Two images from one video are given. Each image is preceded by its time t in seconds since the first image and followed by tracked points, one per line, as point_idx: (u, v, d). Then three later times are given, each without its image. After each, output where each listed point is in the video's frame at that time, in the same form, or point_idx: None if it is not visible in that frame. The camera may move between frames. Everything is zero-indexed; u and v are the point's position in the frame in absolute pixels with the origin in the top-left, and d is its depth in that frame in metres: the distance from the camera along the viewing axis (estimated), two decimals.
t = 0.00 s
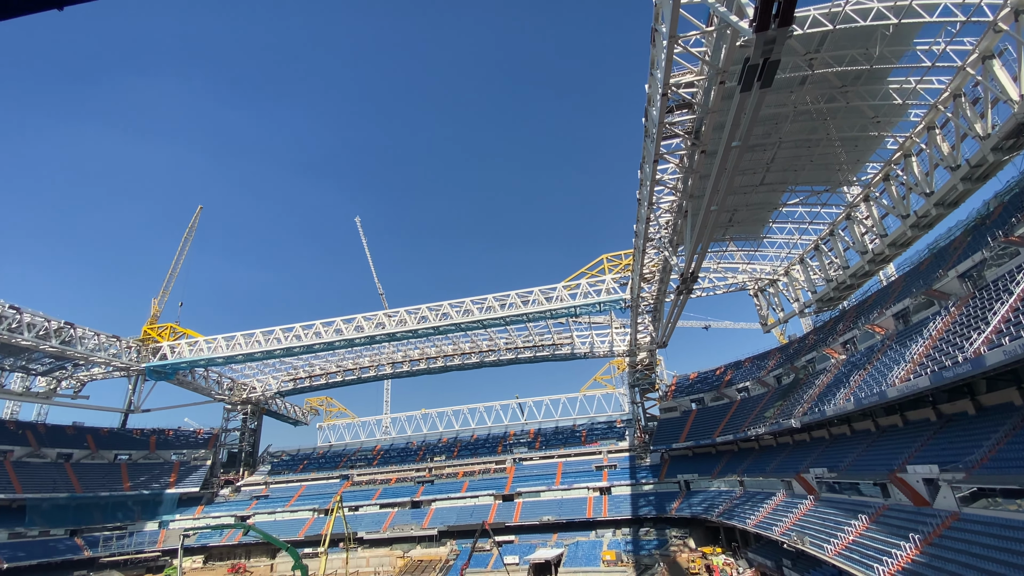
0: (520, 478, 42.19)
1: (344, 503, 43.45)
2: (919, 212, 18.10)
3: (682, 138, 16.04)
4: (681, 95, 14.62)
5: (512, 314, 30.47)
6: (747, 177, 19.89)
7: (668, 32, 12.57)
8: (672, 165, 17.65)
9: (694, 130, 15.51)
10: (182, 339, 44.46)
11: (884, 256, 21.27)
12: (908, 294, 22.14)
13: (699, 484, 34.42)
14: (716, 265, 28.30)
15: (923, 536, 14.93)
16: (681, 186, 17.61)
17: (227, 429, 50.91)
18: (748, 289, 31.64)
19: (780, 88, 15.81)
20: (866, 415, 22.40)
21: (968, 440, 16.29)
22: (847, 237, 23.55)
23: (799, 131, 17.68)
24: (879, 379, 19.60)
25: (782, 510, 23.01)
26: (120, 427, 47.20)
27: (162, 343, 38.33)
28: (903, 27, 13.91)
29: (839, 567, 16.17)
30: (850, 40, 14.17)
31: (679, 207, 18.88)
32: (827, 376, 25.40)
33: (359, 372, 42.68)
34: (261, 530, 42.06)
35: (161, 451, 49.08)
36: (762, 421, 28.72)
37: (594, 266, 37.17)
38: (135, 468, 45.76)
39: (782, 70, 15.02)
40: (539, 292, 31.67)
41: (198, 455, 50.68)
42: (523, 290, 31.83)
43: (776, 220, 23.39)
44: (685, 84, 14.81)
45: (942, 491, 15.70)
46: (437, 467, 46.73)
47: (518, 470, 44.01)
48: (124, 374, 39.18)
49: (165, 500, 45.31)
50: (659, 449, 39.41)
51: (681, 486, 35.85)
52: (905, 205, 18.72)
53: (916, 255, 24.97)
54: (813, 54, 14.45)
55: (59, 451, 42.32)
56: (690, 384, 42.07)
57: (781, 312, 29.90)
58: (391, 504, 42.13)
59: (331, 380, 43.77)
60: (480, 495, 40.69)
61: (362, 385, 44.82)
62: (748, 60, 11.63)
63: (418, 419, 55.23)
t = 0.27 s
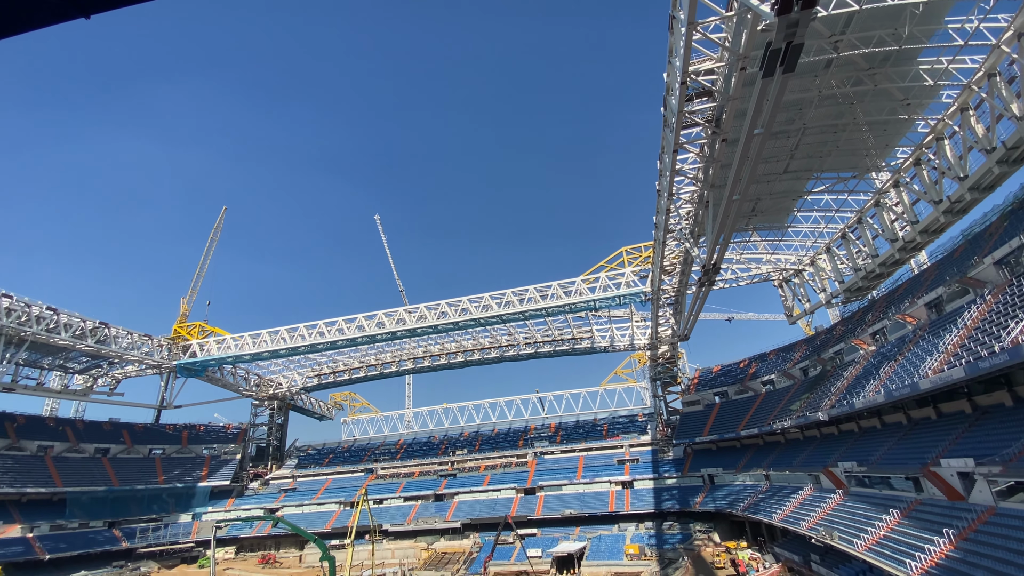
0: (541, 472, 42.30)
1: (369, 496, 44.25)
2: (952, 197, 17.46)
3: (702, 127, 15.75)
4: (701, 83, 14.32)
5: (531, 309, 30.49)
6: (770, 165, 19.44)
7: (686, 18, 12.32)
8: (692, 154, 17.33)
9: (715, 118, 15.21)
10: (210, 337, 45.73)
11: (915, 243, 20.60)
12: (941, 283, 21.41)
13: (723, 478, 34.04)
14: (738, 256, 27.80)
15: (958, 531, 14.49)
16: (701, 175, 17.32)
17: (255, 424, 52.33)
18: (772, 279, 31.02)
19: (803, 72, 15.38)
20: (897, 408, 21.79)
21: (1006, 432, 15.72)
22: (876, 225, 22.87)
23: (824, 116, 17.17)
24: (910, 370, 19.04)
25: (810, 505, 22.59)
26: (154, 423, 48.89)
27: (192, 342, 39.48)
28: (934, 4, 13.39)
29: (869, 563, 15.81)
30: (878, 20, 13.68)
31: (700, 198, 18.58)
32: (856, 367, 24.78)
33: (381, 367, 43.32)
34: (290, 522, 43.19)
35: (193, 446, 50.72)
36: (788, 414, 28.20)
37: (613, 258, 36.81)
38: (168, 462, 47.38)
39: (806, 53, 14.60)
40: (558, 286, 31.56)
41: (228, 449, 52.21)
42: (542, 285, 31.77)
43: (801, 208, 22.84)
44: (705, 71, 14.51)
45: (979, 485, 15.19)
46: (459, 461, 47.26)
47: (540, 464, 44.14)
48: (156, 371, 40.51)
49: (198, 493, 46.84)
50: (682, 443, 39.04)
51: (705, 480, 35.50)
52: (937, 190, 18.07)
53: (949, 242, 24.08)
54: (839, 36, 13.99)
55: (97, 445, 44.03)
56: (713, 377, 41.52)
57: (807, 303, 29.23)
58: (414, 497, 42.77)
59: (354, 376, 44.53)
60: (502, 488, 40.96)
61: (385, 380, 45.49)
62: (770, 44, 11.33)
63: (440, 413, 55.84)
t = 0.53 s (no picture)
0: (562, 466, 42.34)
1: (393, 489, 44.96)
2: (987, 182, 16.81)
3: (723, 116, 15.44)
4: (721, 70, 14.04)
5: (550, 303, 30.44)
6: (794, 153, 18.96)
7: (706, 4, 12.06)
8: (713, 143, 17.02)
9: (736, 106, 14.89)
10: (236, 334, 46.92)
11: (948, 230, 19.90)
12: (975, 271, 20.66)
13: (748, 472, 33.59)
14: (762, 247, 27.26)
15: (993, 526, 14.03)
16: (723, 165, 17.00)
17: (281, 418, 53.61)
18: (797, 270, 30.34)
19: (828, 56, 14.95)
20: (929, 400, 21.15)
21: None
22: (906, 212, 22.14)
23: (850, 101, 16.67)
24: (943, 361, 18.45)
25: (837, 500, 22.13)
26: (185, 418, 50.48)
27: (219, 339, 40.58)
28: None
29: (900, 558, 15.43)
30: None
31: (722, 188, 18.24)
32: (886, 359, 24.11)
33: (402, 362, 43.87)
34: (316, 514, 44.20)
35: (222, 440, 52.23)
36: (815, 407, 27.63)
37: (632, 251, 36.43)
38: (199, 456, 48.90)
39: (831, 36, 14.17)
40: (577, 280, 31.41)
41: (256, 443, 53.64)
42: (561, 279, 31.67)
43: (827, 196, 22.25)
44: (726, 57, 14.21)
45: (1015, 479, 14.67)
46: (480, 455, 47.63)
47: (561, 457, 44.17)
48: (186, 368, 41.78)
49: (228, 485, 48.26)
50: (705, 437, 38.59)
51: (729, 475, 35.07)
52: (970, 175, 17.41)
53: (984, 229, 23.17)
54: (865, 17, 13.53)
55: (131, 440, 45.66)
56: (737, 371, 40.90)
57: (834, 294, 28.52)
58: (437, 490, 43.29)
59: (376, 371, 45.20)
60: (523, 482, 41.16)
61: (406, 375, 46.06)
62: (792, 28, 11.03)
63: (461, 407, 56.30)
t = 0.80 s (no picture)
0: (582, 460, 42.30)
1: (415, 482, 45.59)
2: None
3: (745, 104, 15.09)
4: (743, 57, 13.69)
5: (569, 297, 30.35)
6: (820, 141, 18.44)
7: None
8: (735, 133, 16.64)
9: (759, 94, 14.53)
10: (261, 330, 48.07)
11: (982, 218, 19.15)
12: (1012, 260, 19.85)
13: (773, 468, 33.05)
14: (786, 238, 26.64)
15: None
16: (745, 154, 16.64)
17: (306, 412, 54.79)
18: (823, 261, 29.59)
19: (854, 40, 14.46)
20: (962, 395, 20.46)
21: None
22: (938, 200, 21.36)
23: (878, 86, 16.10)
24: (977, 354, 17.81)
25: (866, 496, 21.63)
26: (214, 412, 51.98)
27: (245, 335, 41.61)
28: None
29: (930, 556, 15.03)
30: None
31: (745, 178, 17.86)
32: (917, 352, 23.38)
33: (422, 357, 44.34)
34: (341, 506, 45.12)
35: (250, 433, 53.66)
36: (842, 402, 27.00)
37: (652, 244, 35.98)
38: (228, 449, 50.37)
39: (858, 19, 13.70)
40: (596, 274, 31.20)
41: (282, 436, 54.95)
42: (579, 273, 31.50)
43: (854, 185, 21.60)
44: (748, 44, 13.86)
45: None
46: (500, 449, 47.91)
47: (581, 452, 44.12)
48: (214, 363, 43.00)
49: (256, 477, 49.61)
50: (728, 432, 38.06)
51: (752, 470, 34.58)
52: (1006, 160, 16.70)
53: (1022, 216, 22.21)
54: None
55: (163, 433, 47.24)
56: (761, 365, 40.19)
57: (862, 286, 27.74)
58: (458, 483, 43.74)
59: (397, 366, 45.78)
60: (544, 476, 41.27)
61: (426, 369, 46.54)
62: (817, 12, 10.69)
63: (481, 402, 56.66)
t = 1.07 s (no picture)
0: (602, 455, 42.19)
1: (436, 475, 46.14)
2: None
3: (768, 92, 14.72)
4: (766, 44, 13.34)
5: (587, 292, 30.20)
6: (846, 128, 17.90)
7: None
8: (758, 122, 16.26)
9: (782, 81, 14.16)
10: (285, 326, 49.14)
11: (1019, 206, 18.37)
12: None
13: (798, 464, 32.46)
14: (811, 229, 25.98)
15: None
16: (768, 144, 16.25)
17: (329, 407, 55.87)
18: (851, 253, 28.78)
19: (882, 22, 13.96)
20: (998, 389, 19.74)
21: None
22: (973, 188, 20.56)
23: (908, 71, 15.55)
24: (1014, 347, 17.14)
25: (895, 493, 21.08)
26: (241, 406, 53.38)
27: (270, 331, 42.56)
28: None
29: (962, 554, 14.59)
30: None
31: (768, 168, 17.46)
32: (950, 346, 22.62)
33: (442, 352, 44.73)
34: (364, 498, 45.96)
35: (275, 427, 54.98)
36: (870, 396, 26.31)
37: (672, 237, 35.50)
38: (254, 442, 51.73)
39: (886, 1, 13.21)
40: (615, 268, 30.93)
41: (306, 430, 56.19)
42: (598, 267, 31.28)
43: (883, 173, 20.92)
44: (770, 31, 13.51)
45: None
46: (520, 443, 48.10)
47: (601, 447, 43.97)
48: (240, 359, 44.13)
49: (281, 470, 50.85)
50: (751, 427, 37.46)
51: (777, 466, 34.00)
52: None
53: None
54: None
55: (193, 426, 48.73)
56: (785, 359, 39.40)
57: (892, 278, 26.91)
58: (478, 477, 44.11)
59: (418, 361, 46.28)
60: (563, 471, 41.31)
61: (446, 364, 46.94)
62: None
63: (500, 397, 56.92)
